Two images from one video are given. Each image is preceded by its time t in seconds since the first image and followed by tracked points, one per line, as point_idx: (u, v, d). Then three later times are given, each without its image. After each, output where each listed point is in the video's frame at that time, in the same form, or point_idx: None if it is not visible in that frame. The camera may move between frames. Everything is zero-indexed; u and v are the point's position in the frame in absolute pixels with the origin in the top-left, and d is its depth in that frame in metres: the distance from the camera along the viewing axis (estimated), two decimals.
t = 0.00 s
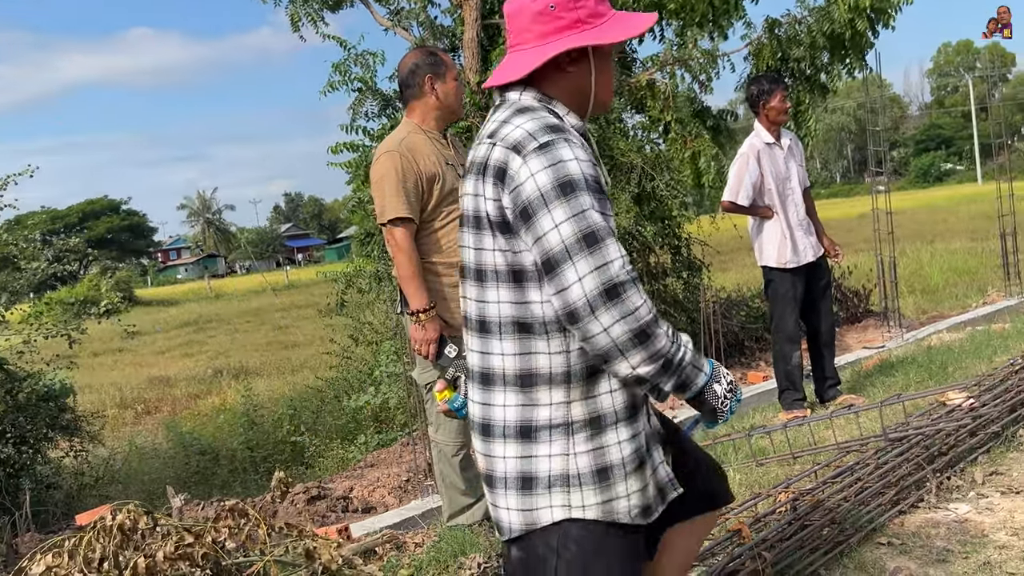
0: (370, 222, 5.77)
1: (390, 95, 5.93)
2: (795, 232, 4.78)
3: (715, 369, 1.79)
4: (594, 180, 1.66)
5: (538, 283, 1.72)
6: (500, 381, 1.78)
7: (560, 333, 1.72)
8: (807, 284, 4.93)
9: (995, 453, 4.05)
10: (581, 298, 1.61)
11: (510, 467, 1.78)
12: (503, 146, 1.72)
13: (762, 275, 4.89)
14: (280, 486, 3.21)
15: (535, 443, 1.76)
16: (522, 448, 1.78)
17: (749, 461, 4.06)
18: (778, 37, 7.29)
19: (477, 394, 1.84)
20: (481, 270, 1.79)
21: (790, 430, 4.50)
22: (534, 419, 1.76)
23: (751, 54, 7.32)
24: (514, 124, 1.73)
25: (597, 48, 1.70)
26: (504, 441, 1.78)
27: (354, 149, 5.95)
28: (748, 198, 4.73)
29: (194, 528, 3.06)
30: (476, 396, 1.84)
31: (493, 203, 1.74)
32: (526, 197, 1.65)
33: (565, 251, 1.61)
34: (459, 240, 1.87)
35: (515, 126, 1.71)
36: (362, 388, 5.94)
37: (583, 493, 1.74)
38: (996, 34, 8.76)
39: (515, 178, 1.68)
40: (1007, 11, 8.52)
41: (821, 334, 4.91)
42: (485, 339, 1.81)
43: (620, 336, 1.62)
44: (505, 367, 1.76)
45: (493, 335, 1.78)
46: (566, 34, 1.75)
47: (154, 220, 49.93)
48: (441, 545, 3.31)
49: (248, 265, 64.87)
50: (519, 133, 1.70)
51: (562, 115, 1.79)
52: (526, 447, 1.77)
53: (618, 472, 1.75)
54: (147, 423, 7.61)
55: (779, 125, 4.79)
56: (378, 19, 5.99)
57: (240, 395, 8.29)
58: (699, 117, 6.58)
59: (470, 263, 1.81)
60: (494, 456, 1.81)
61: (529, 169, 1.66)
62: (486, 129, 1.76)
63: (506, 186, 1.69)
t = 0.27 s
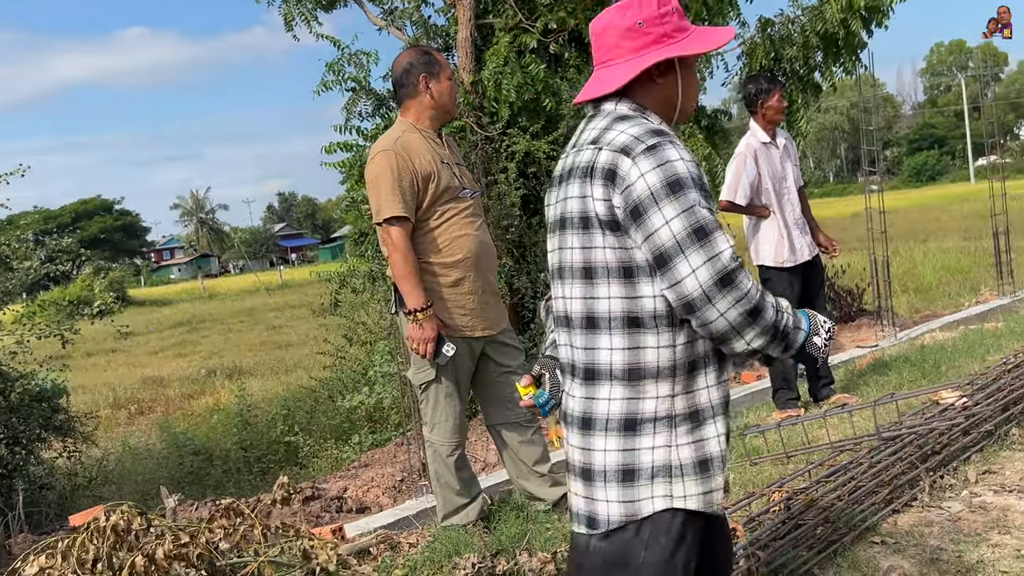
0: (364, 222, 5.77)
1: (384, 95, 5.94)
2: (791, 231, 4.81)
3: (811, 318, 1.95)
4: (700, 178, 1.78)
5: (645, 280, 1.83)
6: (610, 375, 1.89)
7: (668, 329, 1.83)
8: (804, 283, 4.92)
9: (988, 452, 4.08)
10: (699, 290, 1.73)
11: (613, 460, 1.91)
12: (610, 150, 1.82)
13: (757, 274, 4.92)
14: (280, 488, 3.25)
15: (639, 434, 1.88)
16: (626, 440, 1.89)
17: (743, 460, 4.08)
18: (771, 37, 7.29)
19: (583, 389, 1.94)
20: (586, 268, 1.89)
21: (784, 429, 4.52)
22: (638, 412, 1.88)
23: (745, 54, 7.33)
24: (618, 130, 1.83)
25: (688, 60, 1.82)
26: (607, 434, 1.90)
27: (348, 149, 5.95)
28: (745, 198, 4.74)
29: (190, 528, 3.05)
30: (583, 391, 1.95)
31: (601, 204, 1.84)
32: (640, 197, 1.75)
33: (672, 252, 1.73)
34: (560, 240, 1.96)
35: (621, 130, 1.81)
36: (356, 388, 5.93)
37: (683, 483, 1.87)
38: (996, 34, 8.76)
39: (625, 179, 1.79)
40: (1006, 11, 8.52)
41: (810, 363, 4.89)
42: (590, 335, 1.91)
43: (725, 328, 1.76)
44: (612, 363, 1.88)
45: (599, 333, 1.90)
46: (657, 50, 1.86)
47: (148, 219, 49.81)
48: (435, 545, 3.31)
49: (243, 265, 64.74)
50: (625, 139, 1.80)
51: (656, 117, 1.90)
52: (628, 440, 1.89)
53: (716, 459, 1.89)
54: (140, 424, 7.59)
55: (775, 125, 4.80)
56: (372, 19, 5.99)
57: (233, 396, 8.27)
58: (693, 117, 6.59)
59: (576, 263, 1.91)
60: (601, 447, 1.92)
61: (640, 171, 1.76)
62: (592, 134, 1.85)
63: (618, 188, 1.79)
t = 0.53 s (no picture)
0: (359, 222, 5.77)
1: (377, 95, 5.93)
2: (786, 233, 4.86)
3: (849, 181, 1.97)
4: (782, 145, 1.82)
5: (731, 247, 1.88)
6: (696, 341, 1.94)
7: (751, 295, 1.89)
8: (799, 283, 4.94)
9: (980, 451, 4.10)
10: (796, 249, 1.76)
11: (705, 423, 1.95)
12: (690, 125, 1.87)
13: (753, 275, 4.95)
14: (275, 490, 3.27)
15: (728, 396, 1.93)
16: (716, 404, 1.94)
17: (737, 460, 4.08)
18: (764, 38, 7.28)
19: (669, 357, 1.99)
20: (671, 240, 1.95)
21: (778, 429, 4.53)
22: (725, 375, 1.93)
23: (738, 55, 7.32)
24: (695, 108, 1.89)
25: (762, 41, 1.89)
26: (699, 400, 1.95)
27: (341, 149, 5.94)
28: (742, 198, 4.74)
29: (183, 530, 3.04)
30: (669, 359, 1.99)
31: (685, 177, 1.89)
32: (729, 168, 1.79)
33: (766, 215, 1.77)
34: (641, 214, 2.02)
35: (701, 107, 1.87)
36: (350, 389, 5.93)
37: (779, 437, 1.91)
38: (995, 35, 8.74)
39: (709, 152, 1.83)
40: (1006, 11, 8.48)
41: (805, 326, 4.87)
42: (675, 305, 1.96)
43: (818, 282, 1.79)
44: (699, 330, 1.93)
45: (685, 302, 1.95)
46: (729, 30, 1.94)
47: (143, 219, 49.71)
48: (429, 546, 3.31)
49: (238, 265, 64.65)
50: (703, 115, 1.86)
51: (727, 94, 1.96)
52: (718, 402, 1.94)
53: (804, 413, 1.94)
54: (134, 425, 7.57)
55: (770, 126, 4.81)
56: (366, 20, 5.98)
57: (228, 397, 8.26)
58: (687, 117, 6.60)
59: (660, 235, 1.97)
60: (693, 411, 1.97)
61: (725, 142, 1.80)
62: (670, 112, 1.92)
63: (703, 161, 1.84)
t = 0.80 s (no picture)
0: (354, 224, 5.76)
1: (372, 96, 5.93)
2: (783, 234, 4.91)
3: (845, 88, 2.22)
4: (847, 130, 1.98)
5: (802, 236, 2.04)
6: (770, 331, 2.08)
7: (821, 279, 2.04)
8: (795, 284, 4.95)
9: (974, 451, 4.10)
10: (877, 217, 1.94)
11: (779, 411, 2.10)
12: (754, 124, 2.01)
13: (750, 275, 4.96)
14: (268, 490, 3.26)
15: (800, 382, 2.08)
16: (790, 390, 2.09)
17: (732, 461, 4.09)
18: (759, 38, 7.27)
19: (743, 348, 2.13)
20: (742, 236, 2.09)
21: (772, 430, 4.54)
22: (797, 361, 2.08)
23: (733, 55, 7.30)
24: (755, 104, 2.03)
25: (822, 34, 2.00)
26: (773, 386, 2.10)
27: (336, 151, 5.94)
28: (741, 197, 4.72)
29: (178, 532, 3.04)
30: (742, 350, 2.14)
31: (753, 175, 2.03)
32: (802, 163, 1.94)
33: (843, 200, 1.93)
34: (707, 213, 2.16)
35: (760, 104, 2.01)
36: (346, 390, 5.93)
37: (848, 420, 2.05)
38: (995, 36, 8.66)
39: (778, 148, 1.98)
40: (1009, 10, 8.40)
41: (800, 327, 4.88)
42: (747, 297, 2.11)
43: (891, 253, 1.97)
44: (772, 320, 2.08)
45: (758, 292, 2.09)
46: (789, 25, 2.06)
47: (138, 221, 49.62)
48: (425, 548, 3.31)
49: (234, 266, 64.54)
50: (766, 113, 1.99)
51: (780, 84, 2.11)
52: (793, 390, 2.09)
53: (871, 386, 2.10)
54: (128, 427, 7.55)
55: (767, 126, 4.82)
56: (360, 21, 5.97)
57: (223, 399, 8.24)
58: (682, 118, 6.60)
59: (730, 232, 2.11)
60: (767, 402, 2.12)
61: (796, 139, 1.94)
62: (731, 110, 2.05)
63: (775, 158, 1.98)
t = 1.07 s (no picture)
0: (349, 226, 5.77)
1: (367, 98, 5.93)
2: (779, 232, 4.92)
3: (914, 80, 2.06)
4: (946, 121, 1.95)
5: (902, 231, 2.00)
6: (874, 330, 2.02)
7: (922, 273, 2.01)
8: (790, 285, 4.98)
9: (969, 451, 4.11)
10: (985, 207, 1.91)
11: (881, 408, 2.05)
12: (854, 121, 1.95)
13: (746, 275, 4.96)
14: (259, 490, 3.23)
15: (903, 377, 2.04)
16: (891, 386, 2.04)
17: (727, 462, 4.10)
18: (753, 40, 7.28)
19: (843, 348, 2.07)
20: (841, 237, 2.02)
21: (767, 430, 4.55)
22: (899, 357, 2.03)
23: (727, 57, 7.28)
24: (850, 102, 1.97)
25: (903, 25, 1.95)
26: (876, 385, 2.04)
27: (331, 153, 5.94)
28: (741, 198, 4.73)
29: (174, 535, 3.03)
30: (843, 350, 2.07)
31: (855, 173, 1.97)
32: (911, 157, 1.89)
33: (954, 193, 1.89)
34: (801, 213, 2.08)
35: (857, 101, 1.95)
36: (341, 392, 5.93)
37: (948, 413, 2.02)
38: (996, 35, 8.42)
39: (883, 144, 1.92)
40: (1010, 12, 7.00)
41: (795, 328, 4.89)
42: (847, 297, 2.04)
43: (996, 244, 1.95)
44: (876, 318, 2.02)
45: (859, 293, 2.03)
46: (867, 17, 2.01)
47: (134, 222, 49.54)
48: (421, 550, 3.31)
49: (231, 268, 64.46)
50: (864, 112, 1.94)
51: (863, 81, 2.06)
52: (894, 385, 2.04)
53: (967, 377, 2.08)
54: (124, 430, 7.54)
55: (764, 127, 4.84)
56: (355, 23, 5.98)
57: (218, 401, 8.24)
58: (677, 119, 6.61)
59: (829, 232, 2.04)
60: (868, 400, 2.06)
61: (902, 134, 1.89)
62: (826, 109, 1.98)
63: (881, 156, 1.92)
